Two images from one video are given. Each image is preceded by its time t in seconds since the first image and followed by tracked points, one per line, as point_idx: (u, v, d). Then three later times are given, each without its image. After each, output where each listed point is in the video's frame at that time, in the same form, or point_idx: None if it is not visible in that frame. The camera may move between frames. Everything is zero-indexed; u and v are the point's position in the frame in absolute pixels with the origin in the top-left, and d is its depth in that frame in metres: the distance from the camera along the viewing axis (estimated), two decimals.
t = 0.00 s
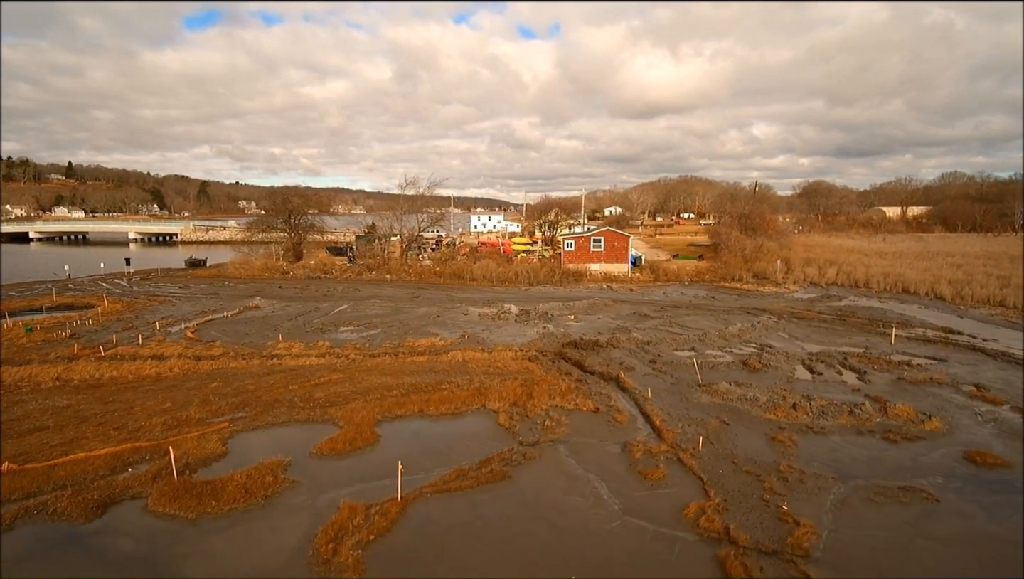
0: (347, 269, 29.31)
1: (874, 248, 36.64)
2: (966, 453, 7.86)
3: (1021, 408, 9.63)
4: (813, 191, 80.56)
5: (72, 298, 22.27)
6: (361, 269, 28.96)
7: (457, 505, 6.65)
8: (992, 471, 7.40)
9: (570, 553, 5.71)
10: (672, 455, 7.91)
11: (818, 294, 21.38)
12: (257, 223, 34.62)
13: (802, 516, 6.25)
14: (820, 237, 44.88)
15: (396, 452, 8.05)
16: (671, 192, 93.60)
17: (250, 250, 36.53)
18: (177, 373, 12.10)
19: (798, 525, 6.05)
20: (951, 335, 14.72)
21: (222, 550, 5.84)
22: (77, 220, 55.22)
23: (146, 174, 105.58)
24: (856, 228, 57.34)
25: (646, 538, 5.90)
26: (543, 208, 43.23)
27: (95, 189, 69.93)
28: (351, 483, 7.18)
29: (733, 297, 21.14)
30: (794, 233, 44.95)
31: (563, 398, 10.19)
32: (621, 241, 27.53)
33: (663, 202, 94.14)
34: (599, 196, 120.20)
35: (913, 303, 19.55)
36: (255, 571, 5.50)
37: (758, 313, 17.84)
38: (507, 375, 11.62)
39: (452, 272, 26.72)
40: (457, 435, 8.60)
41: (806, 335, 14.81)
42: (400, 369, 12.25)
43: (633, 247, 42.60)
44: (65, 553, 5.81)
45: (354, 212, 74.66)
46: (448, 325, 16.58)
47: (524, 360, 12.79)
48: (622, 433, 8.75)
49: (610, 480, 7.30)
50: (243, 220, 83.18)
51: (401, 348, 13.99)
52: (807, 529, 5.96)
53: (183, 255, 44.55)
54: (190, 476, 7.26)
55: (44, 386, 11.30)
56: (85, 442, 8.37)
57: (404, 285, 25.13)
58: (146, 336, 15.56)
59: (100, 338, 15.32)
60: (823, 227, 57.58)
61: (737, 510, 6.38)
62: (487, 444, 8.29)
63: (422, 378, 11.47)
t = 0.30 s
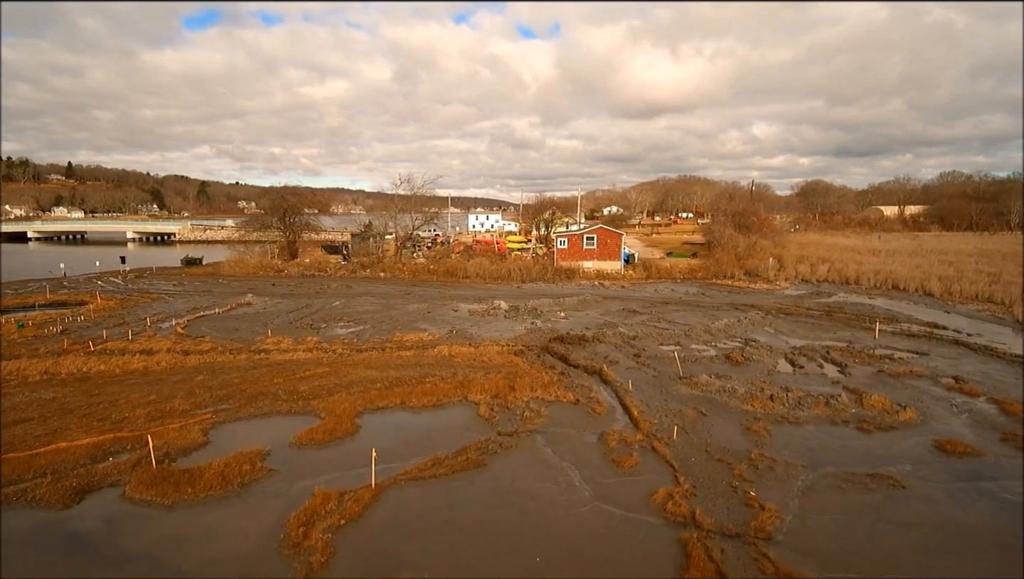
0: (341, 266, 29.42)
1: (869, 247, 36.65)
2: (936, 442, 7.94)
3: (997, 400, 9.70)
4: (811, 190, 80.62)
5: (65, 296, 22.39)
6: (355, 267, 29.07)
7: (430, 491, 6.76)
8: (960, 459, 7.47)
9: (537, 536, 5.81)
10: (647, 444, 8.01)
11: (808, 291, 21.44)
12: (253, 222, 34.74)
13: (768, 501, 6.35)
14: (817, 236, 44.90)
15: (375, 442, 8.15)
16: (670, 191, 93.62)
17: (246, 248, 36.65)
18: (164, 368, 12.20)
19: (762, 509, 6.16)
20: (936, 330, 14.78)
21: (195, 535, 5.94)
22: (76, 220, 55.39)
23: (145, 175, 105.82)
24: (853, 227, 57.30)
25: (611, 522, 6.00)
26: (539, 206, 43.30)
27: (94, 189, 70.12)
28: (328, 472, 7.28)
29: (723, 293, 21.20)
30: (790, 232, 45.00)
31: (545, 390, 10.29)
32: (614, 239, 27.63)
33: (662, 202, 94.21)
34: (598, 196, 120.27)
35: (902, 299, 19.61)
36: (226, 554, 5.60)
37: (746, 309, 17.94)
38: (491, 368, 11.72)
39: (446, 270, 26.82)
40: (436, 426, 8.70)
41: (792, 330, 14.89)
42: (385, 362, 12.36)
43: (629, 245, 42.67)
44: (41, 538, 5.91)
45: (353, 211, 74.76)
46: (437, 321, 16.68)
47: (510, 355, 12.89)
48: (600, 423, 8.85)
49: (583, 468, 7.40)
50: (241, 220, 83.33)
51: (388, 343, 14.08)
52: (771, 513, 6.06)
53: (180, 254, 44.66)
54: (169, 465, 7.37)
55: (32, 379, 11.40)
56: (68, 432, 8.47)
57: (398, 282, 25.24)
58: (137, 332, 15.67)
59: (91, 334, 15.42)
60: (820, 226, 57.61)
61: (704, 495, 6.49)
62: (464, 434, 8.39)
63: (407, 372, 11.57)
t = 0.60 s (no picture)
0: (335, 265, 29.57)
1: (862, 246, 36.77)
2: (903, 432, 8.07)
3: (969, 392, 9.82)
4: (808, 190, 80.80)
5: (59, 294, 22.52)
6: (349, 265, 29.22)
7: (402, 480, 6.91)
8: (924, 448, 7.60)
9: (501, 521, 5.96)
10: (619, 434, 8.16)
11: (796, 289, 21.57)
12: (248, 221, 34.89)
13: (730, 488, 6.49)
14: (811, 235, 45.08)
15: (352, 433, 8.29)
16: (667, 191, 93.73)
17: (241, 248, 36.80)
18: (151, 363, 12.34)
19: (723, 495, 6.32)
20: (918, 326, 14.91)
21: (169, 520, 6.08)
22: (73, 220, 55.56)
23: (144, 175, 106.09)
24: (848, 226, 57.42)
25: (575, 507, 6.16)
26: (534, 206, 43.46)
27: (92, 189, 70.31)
28: (304, 461, 7.43)
29: (712, 291, 21.34)
30: (784, 230, 45.16)
31: (524, 383, 10.44)
32: (605, 238, 27.79)
33: (659, 202, 94.40)
34: (596, 195, 120.48)
35: (889, 296, 19.75)
36: (197, 538, 5.75)
37: (732, 306, 18.10)
38: (474, 363, 11.86)
39: (438, 268, 26.97)
40: (414, 417, 8.84)
41: (775, 326, 15.03)
42: (370, 357, 12.50)
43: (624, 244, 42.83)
44: (19, 522, 6.05)
45: (350, 211, 74.89)
46: (426, 317, 16.83)
47: (494, 350, 13.03)
48: (576, 415, 9.00)
49: (555, 458, 7.55)
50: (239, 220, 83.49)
51: (375, 339, 14.21)
52: (732, 499, 6.22)
53: (176, 253, 44.79)
54: (149, 455, 7.51)
55: (20, 374, 11.54)
56: (51, 424, 8.61)
57: (390, 280, 25.38)
58: (127, 329, 15.80)
59: (81, 330, 15.57)
60: (815, 225, 57.79)
61: (668, 482, 6.65)
62: (441, 425, 8.54)
63: (390, 366, 11.71)
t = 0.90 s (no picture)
0: (327, 264, 29.79)
1: (852, 245, 37.02)
2: (862, 422, 8.29)
3: (934, 384, 10.04)
4: (803, 190, 81.05)
5: (51, 292, 22.74)
6: (341, 264, 29.44)
7: (372, 467, 7.14)
8: (881, 438, 7.82)
9: (462, 505, 6.17)
10: (587, 424, 8.39)
11: (781, 286, 21.79)
12: (242, 220, 35.12)
13: (686, 475, 6.72)
14: (804, 234, 45.31)
15: (327, 423, 8.50)
16: (664, 191, 93.98)
17: (236, 246, 37.03)
18: (138, 358, 12.55)
19: (678, 481, 6.55)
20: (896, 322, 15.14)
21: (142, 505, 6.30)
22: (70, 220, 55.76)
23: (141, 176, 106.23)
24: (842, 226, 57.67)
25: (535, 492, 6.39)
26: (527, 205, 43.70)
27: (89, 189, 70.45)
28: (277, 450, 7.64)
29: (698, 289, 21.56)
30: (777, 230, 45.41)
31: (501, 376, 10.67)
32: (595, 236, 28.02)
33: (656, 202, 94.68)
34: (594, 195, 120.79)
35: (871, 293, 19.99)
36: (168, 520, 5.96)
37: (716, 303, 18.34)
38: (454, 358, 12.09)
39: (430, 267, 27.20)
40: (389, 409, 9.05)
41: (755, 322, 15.26)
42: (353, 352, 12.72)
43: (618, 243, 43.02)
44: None
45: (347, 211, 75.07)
46: (412, 314, 17.05)
47: (476, 345, 13.25)
48: (547, 406, 9.22)
49: (522, 446, 7.77)
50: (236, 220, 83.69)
51: (360, 335, 14.43)
52: (687, 484, 6.45)
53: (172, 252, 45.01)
54: (127, 444, 7.73)
55: (8, 368, 11.76)
56: (34, 415, 8.82)
57: (381, 278, 25.62)
58: (116, 325, 16.04)
59: (71, 327, 15.79)
60: (810, 224, 58.03)
61: (628, 469, 6.88)
62: (415, 415, 8.76)
63: (371, 361, 11.93)
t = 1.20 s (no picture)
0: (319, 262, 30.03)
1: (841, 244, 37.31)
2: (819, 413, 8.57)
3: (896, 377, 10.31)
4: (799, 190, 81.35)
5: (44, 290, 22.96)
6: (333, 263, 29.68)
7: (340, 454, 7.40)
8: (834, 428, 8.09)
9: (422, 489, 6.43)
10: (553, 415, 8.65)
11: (766, 285, 22.07)
12: (236, 220, 35.35)
13: (641, 461, 7.00)
14: (796, 233, 45.58)
15: (302, 414, 8.76)
16: (661, 191, 94.22)
17: (230, 246, 37.27)
18: (123, 353, 12.79)
19: (632, 466, 6.83)
20: (871, 319, 15.42)
21: (116, 490, 6.55)
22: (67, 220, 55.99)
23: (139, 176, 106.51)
24: (836, 226, 57.94)
25: (493, 477, 6.66)
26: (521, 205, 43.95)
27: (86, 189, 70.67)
28: (251, 439, 7.90)
29: (683, 287, 21.83)
30: (770, 230, 45.65)
31: (476, 371, 10.93)
32: (584, 235, 28.27)
33: (653, 202, 94.97)
34: (591, 195, 121.14)
35: (852, 291, 20.25)
36: (140, 503, 6.22)
37: (698, 300, 18.60)
38: (433, 353, 12.34)
39: (421, 266, 27.43)
40: (363, 401, 9.30)
41: (733, 319, 15.53)
42: (335, 348, 12.96)
43: (610, 242, 43.26)
44: None
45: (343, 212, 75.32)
46: (398, 311, 17.30)
47: (456, 341, 13.51)
48: (518, 398, 9.49)
49: (488, 436, 8.04)
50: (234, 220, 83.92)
51: (344, 331, 14.69)
52: (640, 470, 6.72)
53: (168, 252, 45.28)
54: (106, 433, 7.98)
55: None
56: (18, 406, 9.08)
57: (371, 277, 25.86)
58: (105, 322, 16.29)
59: (61, 324, 16.04)
60: (803, 224, 58.33)
61: (586, 456, 7.14)
62: (388, 406, 9.04)
63: (352, 356, 12.18)
